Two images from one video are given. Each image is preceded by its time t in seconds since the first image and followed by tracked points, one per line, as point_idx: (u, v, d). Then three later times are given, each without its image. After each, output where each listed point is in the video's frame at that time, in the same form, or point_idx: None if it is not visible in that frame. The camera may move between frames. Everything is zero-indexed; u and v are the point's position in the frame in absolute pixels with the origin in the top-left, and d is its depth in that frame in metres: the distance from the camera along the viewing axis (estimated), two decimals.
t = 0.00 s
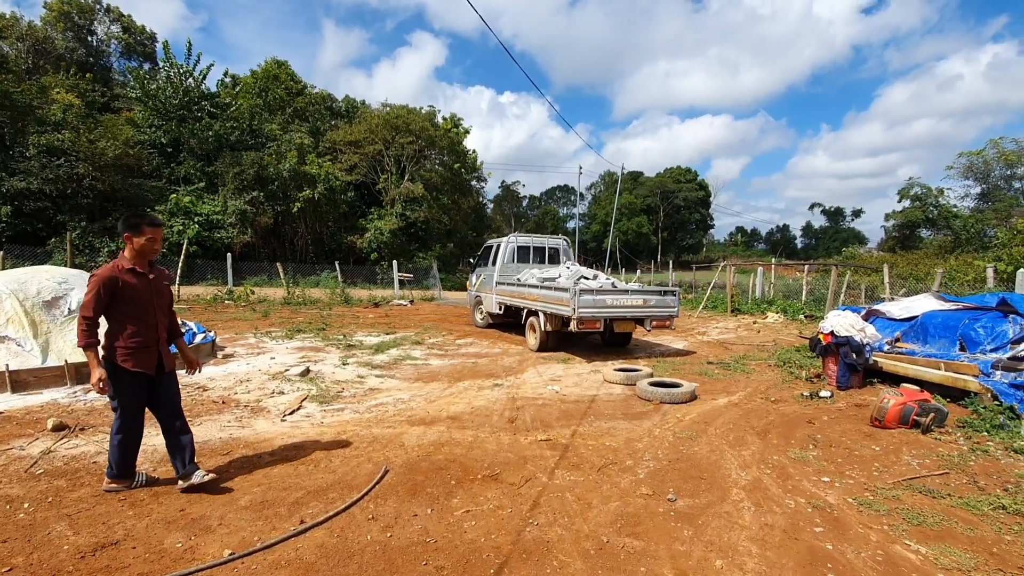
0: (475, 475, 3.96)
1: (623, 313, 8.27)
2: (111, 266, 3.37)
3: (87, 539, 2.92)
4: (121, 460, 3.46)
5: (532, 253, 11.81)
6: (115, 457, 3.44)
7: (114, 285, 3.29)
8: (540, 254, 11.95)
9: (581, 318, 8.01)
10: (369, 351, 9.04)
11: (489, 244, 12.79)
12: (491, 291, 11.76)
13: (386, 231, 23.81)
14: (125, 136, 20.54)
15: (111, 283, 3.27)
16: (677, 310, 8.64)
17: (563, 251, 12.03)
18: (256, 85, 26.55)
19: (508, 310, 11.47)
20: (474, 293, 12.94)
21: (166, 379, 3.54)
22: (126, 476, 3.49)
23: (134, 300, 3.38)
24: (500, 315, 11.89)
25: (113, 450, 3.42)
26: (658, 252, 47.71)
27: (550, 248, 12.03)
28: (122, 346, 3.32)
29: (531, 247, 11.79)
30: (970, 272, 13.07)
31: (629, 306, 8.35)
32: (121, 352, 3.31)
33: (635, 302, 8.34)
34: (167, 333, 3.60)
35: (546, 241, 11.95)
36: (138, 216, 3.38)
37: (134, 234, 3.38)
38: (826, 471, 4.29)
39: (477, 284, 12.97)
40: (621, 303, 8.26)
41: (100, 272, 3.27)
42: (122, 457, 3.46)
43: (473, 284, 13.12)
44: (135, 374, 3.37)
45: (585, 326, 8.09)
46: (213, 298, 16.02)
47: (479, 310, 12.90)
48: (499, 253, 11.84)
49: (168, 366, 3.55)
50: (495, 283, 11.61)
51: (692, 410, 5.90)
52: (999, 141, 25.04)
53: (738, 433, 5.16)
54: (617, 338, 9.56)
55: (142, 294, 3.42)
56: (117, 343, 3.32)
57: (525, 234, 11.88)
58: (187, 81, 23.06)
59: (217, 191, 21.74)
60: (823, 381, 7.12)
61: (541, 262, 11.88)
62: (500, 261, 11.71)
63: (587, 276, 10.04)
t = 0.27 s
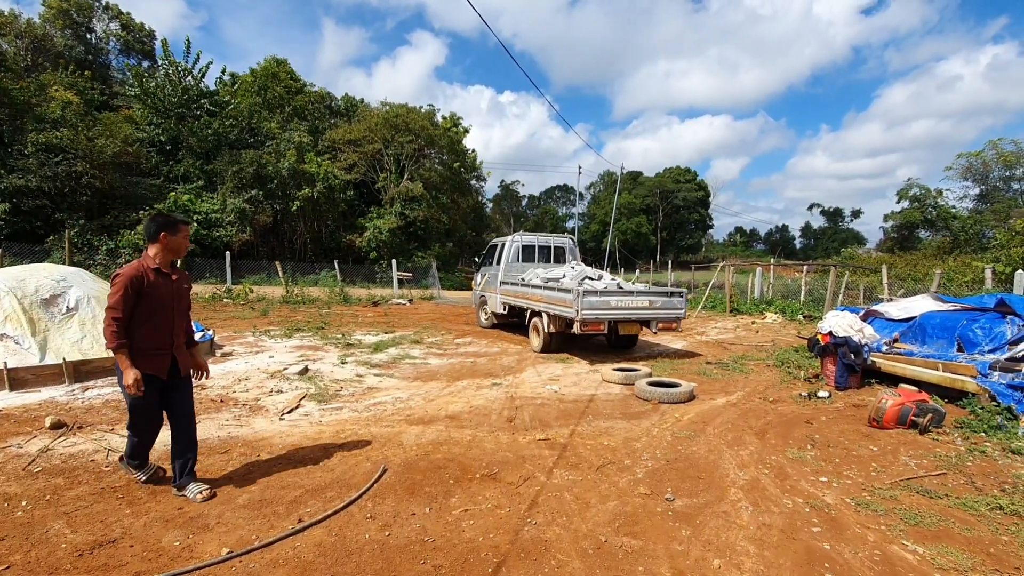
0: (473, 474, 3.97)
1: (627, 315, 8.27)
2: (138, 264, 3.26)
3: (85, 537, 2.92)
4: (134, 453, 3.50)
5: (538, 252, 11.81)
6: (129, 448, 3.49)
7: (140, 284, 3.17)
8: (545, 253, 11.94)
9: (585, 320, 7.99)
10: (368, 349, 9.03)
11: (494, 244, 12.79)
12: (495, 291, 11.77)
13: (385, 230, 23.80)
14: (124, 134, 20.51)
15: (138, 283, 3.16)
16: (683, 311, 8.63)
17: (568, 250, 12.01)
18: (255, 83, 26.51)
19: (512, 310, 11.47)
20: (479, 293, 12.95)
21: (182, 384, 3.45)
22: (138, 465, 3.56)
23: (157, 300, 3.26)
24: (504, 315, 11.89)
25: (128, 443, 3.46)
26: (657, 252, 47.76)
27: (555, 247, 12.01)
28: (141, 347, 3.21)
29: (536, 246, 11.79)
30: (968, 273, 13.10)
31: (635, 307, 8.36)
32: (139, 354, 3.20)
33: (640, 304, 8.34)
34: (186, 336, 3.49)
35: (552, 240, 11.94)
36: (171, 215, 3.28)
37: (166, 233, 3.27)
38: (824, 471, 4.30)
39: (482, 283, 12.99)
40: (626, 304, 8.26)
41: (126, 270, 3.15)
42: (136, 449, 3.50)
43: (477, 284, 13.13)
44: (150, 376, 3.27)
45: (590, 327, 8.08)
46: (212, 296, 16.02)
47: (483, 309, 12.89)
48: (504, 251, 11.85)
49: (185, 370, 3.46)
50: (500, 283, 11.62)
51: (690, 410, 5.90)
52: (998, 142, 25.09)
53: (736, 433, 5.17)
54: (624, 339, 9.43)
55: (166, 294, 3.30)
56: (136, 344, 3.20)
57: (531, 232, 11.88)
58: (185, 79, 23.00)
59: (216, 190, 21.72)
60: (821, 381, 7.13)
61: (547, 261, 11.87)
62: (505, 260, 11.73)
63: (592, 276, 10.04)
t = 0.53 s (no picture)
0: (472, 473, 3.97)
1: (631, 315, 8.27)
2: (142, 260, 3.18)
3: (83, 535, 2.92)
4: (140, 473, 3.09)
5: (542, 251, 11.79)
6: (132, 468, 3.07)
7: (146, 280, 3.09)
8: (550, 252, 11.93)
9: (587, 321, 7.99)
10: (368, 348, 9.04)
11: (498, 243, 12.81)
12: (499, 290, 11.78)
13: (385, 229, 23.80)
14: (123, 132, 20.50)
15: (143, 279, 3.07)
16: (688, 312, 8.63)
17: (573, 250, 11.98)
18: (255, 81, 26.49)
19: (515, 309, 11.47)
20: (483, 292, 12.94)
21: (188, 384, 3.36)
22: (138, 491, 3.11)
23: (162, 298, 3.17)
24: (507, 315, 11.89)
25: (131, 461, 3.06)
26: (657, 252, 47.79)
27: (560, 247, 11.99)
28: (148, 345, 3.11)
29: (541, 245, 11.78)
30: (967, 273, 13.11)
31: (640, 307, 8.36)
32: (145, 352, 3.10)
33: (645, 304, 8.34)
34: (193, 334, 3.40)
35: (556, 239, 11.93)
36: (176, 211, 3.23)
37: (172, 229, 3.21)
38: (823, 471, 4.30)
39: (486, 283, 12.99)
40: (630, 304, 8.26)
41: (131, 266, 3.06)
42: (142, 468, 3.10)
43: (481, 283, 13.14)
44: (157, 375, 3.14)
45: (592, 328, 8.08)
46: (212, 294, 16.02)
47: (486, 309, 12.89)
48: (508, 251, 11.87)
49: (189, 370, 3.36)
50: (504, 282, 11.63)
51: (689, 409, 5.91)
52: (998, 143, 25.10)
53: (735, 432, 5.17)
54: (629, 339, 9.39)
55: (171, 292, 3.22)
56: (140, 342, 3.09)
57: (535, 231, 11.88)
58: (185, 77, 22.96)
59: (216, 188, 21.71)
60: (820, 381, 7.14)
61: (551, 261, 11.87)
62: (509, 259, 11.73)
63: (596, 276, 10.03)
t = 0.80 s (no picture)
0: (471, 472, 3.97)
1: (633, 314, 8.27)
2: (131, 262, 2.93)
3: (82, 533, 2.92)
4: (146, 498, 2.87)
5: (544, 250, 11.79)
6: (138, 495, 2.85)
7: (144, 285, 2.88)
8: (552, 251, 11.93)
9: (589, 320, 7.99)
10: (367, 347, 9.03)
11: (499, 242, 12.80)
12: (500, 289, 11.78)
13: (384, 228, 23.78)
14: (122, 130, 20.47)
15: (142, 284, 2.87)
16: (691, 311, 8.62)
17: (575, 249, 11.97)
18: (254, 80, 26.46)
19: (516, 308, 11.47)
20: (484, 291, 12.94)
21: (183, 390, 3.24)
22: (151, 521, 2.88)
23: (160, 304, 2.99)
24: (508, 314, 11.88)
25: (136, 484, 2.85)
26: (656, 251, 47.81)
27: (562, 246, 11.98)
28: (149, 354, 2.93)
29: (542, 245, 11.78)
30: (967, 273, 13.12)
31: (643, 307, 8.35)
32: (146, 363, 2.91)
33: (647, 304, 8.34)
34: (182, 336, 3.25)
35: (558, 238, 11.92)
36: (164, 208, 3.02)
37: (161, 228, 3.01)
38: (822, 470, 4.31)
39: (487, 282, 12.99)
40: (632, 304, 8.26)
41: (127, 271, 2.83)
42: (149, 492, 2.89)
43: (482, 282, 13.14)
44: (160, 385, 2.99)
45: (594, 327, 8.08)
46: (211, 293, 16.01)
47: (488, 308, 12.89)
48: (509, 250, 11.86)
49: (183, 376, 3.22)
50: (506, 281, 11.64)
51: (689, 408, 5.91)
52: (997, 143, 25.11)
53: (734, 431, 5.17)
54: (631, 339, 9.37)
55: (168, 296, 3.04)
56: (140, 353, 2.89)
57: (537, 230, 11.87)
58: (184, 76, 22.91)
59: (215, 186, 21.68)
60: (819, 380, 7.15)
61: (552, 260, 11.86)
62: (511, 258, 11.74)
63: (597, 275, 10.03)
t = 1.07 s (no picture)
0: (472, 471, 3.97)
1: (634, 313, 8.26)
2: (124, 259, 2.90)
3: (83, 532, 2.92)
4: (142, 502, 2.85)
5: (545, 249, 11.79)
6: (134, 499, 2.82)
7: (144, 283, 2.87)
8: (553, 250, 11.93)
9: (590, 319, 7.99)
10: (367, 346, 9.03)
11: (500, 241, 12.80)
12: (501, 288, 11.79)
13: (384, 227, 23.76)
14: (121, 129, 20.45)
15: (141, 283, 2.86)
16: (693, 311, 8.62)
17: (576, 248, 11.96)
18: (253, 78, 26.43)
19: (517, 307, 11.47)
20: (485, 290, 12.93)
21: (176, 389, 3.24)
22: (150, 522, 2.88)
23: (157, 301, 2.99)
24: (509, 313, 11.88)
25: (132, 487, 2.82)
26: (656, 250, 47.81)
27: (563, 244, 11.97)
28: (146, 353, 2.94)
29: (543, 244, 11.78)
30: (967, 272, 13.12)
31: (645, 306, 8.35)
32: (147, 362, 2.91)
33: (649, 303, 8.33)
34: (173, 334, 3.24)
35: (559, 237, 11.91)
36: (153, 201, 2.99)
37: (148, 222, 2.98)
38: (823, 469, 4.30)
39: (488, 281, 12.99)
40: (633, 303, 8.26)
41: (125, 270, 2.81)
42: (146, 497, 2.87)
43: (483, 282, 13.13)
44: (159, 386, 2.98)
45: (596, 326, 8.08)
46: (211, 292, 16.01)
47: (489, 307, 12.89)
48: (510, 249, 11.86)
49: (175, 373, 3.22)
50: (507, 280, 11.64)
51: (689, 407, 5.91)
52: (997, 141, 25.09)
53: (735, 430, 5.17)
54: (633, 338, 9.36)
55: (163, 293, 3.05)
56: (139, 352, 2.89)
57: (538, 229, 11.86)
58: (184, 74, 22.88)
59: (215, 185, 21.66)
60: (820, 379, 7.15)
61: (553, 259, 11.85)
62: (512, 256, 11.75)
63: (598, 274, 10.03)
